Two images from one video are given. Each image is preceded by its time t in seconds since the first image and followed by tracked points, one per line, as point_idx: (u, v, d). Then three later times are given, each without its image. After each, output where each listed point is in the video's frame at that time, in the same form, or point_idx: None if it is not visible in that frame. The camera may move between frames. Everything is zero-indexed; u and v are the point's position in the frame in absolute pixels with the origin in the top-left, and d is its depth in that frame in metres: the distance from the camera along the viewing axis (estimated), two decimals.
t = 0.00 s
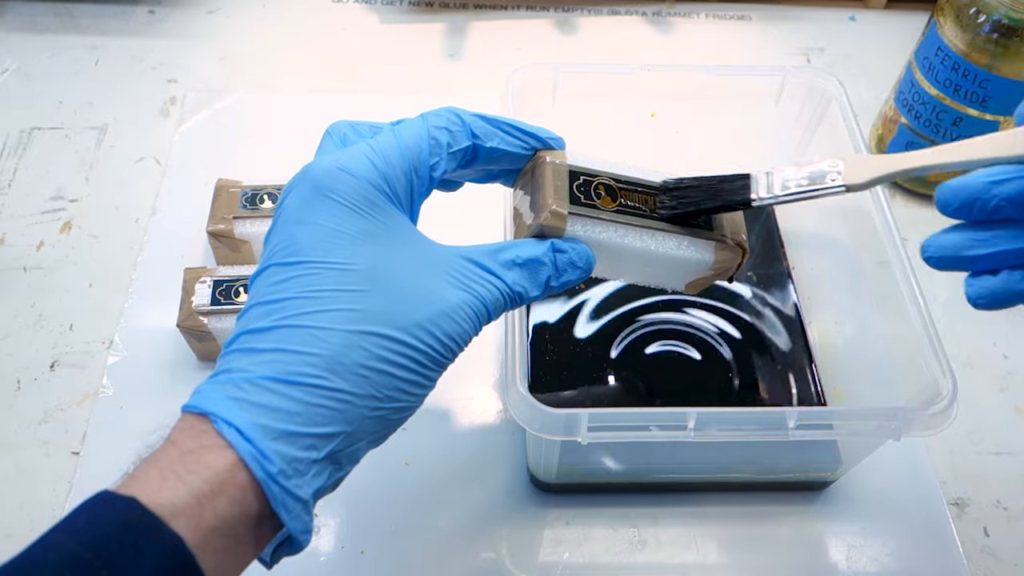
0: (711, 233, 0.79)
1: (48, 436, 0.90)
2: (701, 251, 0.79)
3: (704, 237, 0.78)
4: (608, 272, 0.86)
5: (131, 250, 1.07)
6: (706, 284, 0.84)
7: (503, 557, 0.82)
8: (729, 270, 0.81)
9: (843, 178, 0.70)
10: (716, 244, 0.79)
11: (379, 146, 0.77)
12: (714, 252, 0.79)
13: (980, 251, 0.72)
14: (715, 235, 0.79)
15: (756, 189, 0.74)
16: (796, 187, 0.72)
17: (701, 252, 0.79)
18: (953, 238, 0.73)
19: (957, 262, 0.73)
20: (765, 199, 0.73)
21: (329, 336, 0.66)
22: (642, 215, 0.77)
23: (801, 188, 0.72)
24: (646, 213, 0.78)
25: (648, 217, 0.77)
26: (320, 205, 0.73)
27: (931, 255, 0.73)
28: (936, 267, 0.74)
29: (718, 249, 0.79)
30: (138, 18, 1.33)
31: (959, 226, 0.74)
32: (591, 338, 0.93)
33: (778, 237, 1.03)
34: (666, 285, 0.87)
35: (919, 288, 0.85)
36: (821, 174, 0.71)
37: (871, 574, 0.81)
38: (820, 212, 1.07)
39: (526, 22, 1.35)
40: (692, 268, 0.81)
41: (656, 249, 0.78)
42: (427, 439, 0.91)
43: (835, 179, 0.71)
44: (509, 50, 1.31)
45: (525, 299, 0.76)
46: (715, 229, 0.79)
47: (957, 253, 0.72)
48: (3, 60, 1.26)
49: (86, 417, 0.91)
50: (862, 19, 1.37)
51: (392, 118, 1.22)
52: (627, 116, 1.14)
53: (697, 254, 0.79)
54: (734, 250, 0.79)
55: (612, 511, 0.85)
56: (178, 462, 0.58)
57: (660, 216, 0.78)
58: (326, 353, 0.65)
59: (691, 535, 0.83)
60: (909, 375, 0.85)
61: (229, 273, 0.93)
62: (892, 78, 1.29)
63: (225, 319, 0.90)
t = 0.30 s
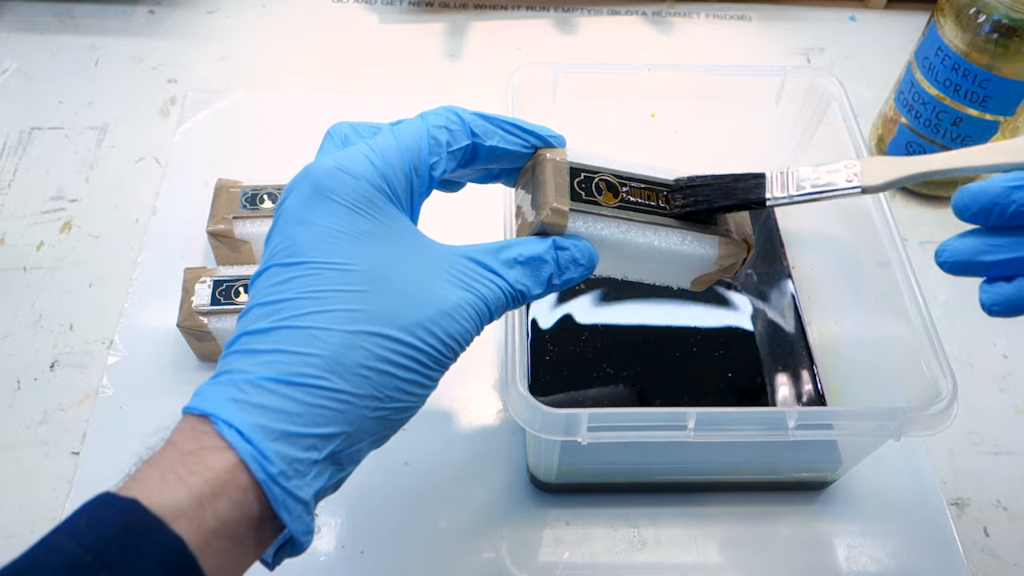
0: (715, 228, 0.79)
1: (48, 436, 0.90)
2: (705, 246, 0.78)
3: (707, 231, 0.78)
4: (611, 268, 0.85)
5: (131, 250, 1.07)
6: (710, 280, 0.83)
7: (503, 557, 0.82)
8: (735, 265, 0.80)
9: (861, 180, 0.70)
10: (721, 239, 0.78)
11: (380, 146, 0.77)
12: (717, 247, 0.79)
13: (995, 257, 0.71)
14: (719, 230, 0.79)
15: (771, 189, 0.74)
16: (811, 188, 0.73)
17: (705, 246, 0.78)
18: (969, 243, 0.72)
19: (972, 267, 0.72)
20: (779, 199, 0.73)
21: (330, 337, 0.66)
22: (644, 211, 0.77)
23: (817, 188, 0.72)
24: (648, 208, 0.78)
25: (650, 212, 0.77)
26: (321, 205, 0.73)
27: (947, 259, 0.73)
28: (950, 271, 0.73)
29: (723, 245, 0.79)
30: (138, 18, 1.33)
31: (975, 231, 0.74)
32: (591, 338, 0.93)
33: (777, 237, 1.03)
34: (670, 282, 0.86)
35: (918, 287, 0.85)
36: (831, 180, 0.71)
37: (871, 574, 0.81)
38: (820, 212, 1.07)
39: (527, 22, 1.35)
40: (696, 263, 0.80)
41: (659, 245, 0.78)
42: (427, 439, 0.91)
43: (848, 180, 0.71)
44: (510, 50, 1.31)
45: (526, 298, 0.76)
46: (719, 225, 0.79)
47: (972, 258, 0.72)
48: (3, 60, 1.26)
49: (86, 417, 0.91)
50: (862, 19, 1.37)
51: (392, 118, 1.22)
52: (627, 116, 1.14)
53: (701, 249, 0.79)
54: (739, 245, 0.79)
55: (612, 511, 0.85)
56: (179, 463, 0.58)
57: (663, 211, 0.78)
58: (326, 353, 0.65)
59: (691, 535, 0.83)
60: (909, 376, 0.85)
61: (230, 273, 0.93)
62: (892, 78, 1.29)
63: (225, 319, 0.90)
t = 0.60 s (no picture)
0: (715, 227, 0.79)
1: (48, 436, 0.90)
2: (704, 245, 0.79)
3: (707, 230, 0.78)
4: (611, 267, 0.86)
5: (131, 250, 1.07)
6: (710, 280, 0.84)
7: (503, 557, 0.82)
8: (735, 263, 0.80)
9: (859, 174, 0.72)
10: (721, 238, 0.79)
11: (379, 146, 0.77)
12: (716, 246, 0.79)
13: (996, 252, 0.73)
14: (718, 229, 0.79)
15: (769, 184, 0.75)
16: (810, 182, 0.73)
17: (705, 245, 0.79)
18: (968, 238, 0.74)
19: (972, 262, 0.74)
20: (777, 193, 0.74)
21: (329, 336, 0.66)
22: (644, 210, 0.77)
23: (816, 183, 0.73)
24: (648, 207, 0.78)
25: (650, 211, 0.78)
26: (320, 205, 0.73)
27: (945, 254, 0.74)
28: (952, 266, 0.75)
29: (722, 244, 0.79)
30: (138, 18, 1.33)
31: (975, 227, 0.75)
32: (591, 338, 0.93)
33: (777, 237, 1.02)
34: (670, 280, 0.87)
35: (918, 288, 0.85)
36: (833, 172, 0.73)
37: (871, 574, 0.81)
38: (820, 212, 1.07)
39: (526, 22, 1.35)
40: (696, 262, 0.81)
41: (658, 244, 0.78)
42: (427, 439, 0.91)
43: (848, 176, 0.72)
44: (510, 50, 1.31)
45: (526, 297, 0.76)
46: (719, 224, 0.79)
47: (973, 252, 0.74)
48: (3, 60, 1.26)
49: (86, 417, 0.91)
50: (862, 19, 1.37)
51: (392, 118, 1.22)
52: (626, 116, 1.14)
53: (701, 248, 0.79)
54: (738, 244, 0.79)
55: (612, 511, 0.85)
56: (179, 463, 0.58)
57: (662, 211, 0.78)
58: (326, 353, 0.65)
59: (691, 535, 0.83)
60: (909, 376, 0.85)
61: (230, 273, 0.93)
62: (891, 78, 1.29)
63: (225, 319, 0.90)
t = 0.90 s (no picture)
0: (718, 232, 0.78)
1: (48, 436, 0.90)
2: (709, 250, 0.78)
3: (710, 236, 0.78)
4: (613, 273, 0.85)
5: (131, 250, 1.07)
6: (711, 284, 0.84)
7: (504, 557, 0.82)
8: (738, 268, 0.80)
9: (840, 149, 0.72)
10: (723, 244, 0.78)
11: (384, 148, 0.77)
12: (721, 251, 0.79)
13: (979, 230, 0.72)
14: (722, 234, 0.78)
15: (745, 158, 0.75)
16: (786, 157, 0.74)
17: (708, 250, 0.78)
18: (951, 217, 0.72)
19: (954, 241, 0.72)
20: (754, 169, 0.75)
21: (334, 339, 0.66)
22: (648, 214, 0.77)
23: (795, 158, 0.73)
24: (652, 211, 0.77)
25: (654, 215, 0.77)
26: (325, 207, 0.73)
27: (929, 234, 0.72)
28: (933, 246, 0.73)
29: (725, 249, 0.79)
30: (137, 18, 1.33)
31: (955, 206, 0.74)
32: (591, 338, 0.93)
33: (778, 237, 1.03)
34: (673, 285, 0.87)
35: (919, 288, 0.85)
36: (815, 150, 0.73)
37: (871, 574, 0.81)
38: (820, 212, 1.07)
39: (527, 22, 1.35)
40: (699, 266, 0.80)
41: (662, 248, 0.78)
42: (429, 438, 0.91)
43: (830, 150, 0.72)
44: (510, 50, 1.31)
45: (530, 300, 0.76)
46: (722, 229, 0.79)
47: (955, 232, 0.72)
48: (3, 60, 1.26)
49: (86, 417, 0.91)
50: (862, 19, 1.37)
51: (392, 118, 1.22)
52: (627, 116, 1.14)
53: (704, 253, 0.78)
54: (741, 249, 0.78)
55: (611, 511, 0.85)
56: (184, 465, 0.58)
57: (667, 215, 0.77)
58: (331, 355, 0.65)
59: (691, 535, 0.83)
60: (909, 376, 0.85)
61: (230, 273, 0.93)
62: (891, 78, 1.29)
63: (225, 319, 0.90)
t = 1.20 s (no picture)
0: (724, 235, 0.78)
1: (48, 436, 0.90)
2: (714, 253, 0.79)
3: (716, 239, 0.78)
4: (619, 275, 0.86)
5: (131, 250, 1.07)
6: (717, 288, 0.85)
7: (504, 558, 0.82)
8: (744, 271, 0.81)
9: (826, 176, 0.69)
10: (729, 247, 0.79)
11: (391, 149, 0.78)
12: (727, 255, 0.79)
13: (964, 251, 0.71)
14: (729, 236, 0.78)
15: (737, 185, 0.72)
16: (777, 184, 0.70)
17: (714, 253, 0.79)
18: (935, 238, 0.72)
19: (940, 262, 0.72)
20: (744, 196, 0.71)
21: (339, 341, 0.66)
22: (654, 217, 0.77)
23: (784, 184, 0.70)
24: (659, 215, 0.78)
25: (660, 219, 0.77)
26: (331, 208, 0.73)
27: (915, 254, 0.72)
28: (919, 267, 0.73)
29: (731, 253, 0.79)
30: (137, 18, 1.33)
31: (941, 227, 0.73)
32: (591, 339, 0.93)
33: (777, 237, 1.02)
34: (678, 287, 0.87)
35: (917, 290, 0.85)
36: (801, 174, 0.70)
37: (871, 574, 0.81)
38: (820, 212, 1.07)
39: (527, 22, 1.35)
40: (705, 269, 0.81)
41: (668, 251, 0.78)
42: (429, 439, 0.91)
43: (816, 177, 0.69)
44: (510, 51, 1.31)
45: (535, 303, 0.76)
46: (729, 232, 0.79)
47: (939, 253, 0.71)
48: (3, 60, 1.26)
49: (86, 417, 0.91)
50: (862, 19, 1.37)
51: (392, 118, 1.22)
52: (626, 116, 1.14)
53: (709, 255, 0.79)
54: (747, 252, 0.79)
55: (611, 511, 0.85)
56: (189, 466, 0.58)
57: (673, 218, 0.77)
58: (335, 357, 0.65)
59: (692, 535, 0.83)
60: (909, 376, 0.85)
61: (229, 273, 0.93)
62: (891, 78, 1.29)
63: (225, 319, 0.90)
